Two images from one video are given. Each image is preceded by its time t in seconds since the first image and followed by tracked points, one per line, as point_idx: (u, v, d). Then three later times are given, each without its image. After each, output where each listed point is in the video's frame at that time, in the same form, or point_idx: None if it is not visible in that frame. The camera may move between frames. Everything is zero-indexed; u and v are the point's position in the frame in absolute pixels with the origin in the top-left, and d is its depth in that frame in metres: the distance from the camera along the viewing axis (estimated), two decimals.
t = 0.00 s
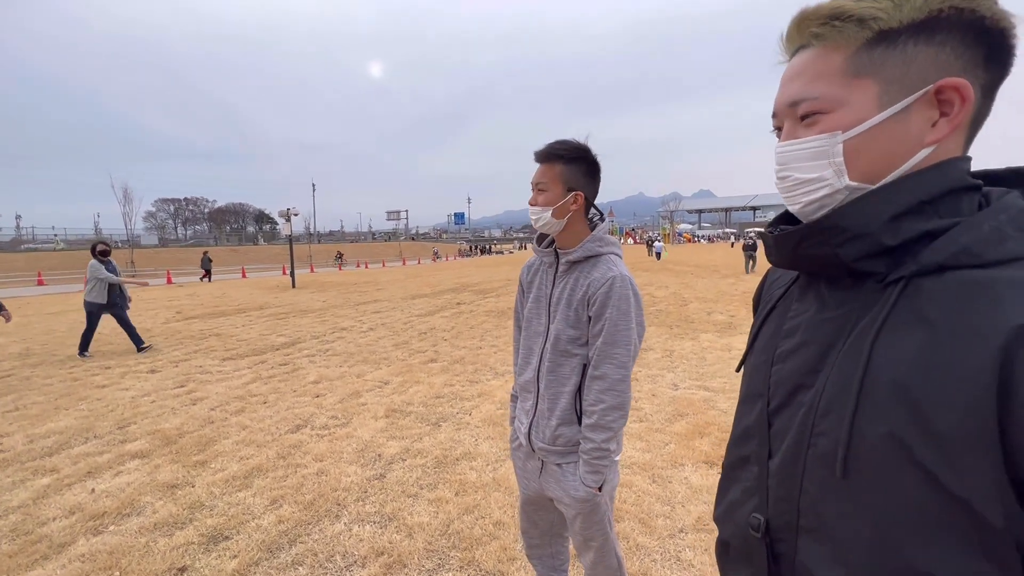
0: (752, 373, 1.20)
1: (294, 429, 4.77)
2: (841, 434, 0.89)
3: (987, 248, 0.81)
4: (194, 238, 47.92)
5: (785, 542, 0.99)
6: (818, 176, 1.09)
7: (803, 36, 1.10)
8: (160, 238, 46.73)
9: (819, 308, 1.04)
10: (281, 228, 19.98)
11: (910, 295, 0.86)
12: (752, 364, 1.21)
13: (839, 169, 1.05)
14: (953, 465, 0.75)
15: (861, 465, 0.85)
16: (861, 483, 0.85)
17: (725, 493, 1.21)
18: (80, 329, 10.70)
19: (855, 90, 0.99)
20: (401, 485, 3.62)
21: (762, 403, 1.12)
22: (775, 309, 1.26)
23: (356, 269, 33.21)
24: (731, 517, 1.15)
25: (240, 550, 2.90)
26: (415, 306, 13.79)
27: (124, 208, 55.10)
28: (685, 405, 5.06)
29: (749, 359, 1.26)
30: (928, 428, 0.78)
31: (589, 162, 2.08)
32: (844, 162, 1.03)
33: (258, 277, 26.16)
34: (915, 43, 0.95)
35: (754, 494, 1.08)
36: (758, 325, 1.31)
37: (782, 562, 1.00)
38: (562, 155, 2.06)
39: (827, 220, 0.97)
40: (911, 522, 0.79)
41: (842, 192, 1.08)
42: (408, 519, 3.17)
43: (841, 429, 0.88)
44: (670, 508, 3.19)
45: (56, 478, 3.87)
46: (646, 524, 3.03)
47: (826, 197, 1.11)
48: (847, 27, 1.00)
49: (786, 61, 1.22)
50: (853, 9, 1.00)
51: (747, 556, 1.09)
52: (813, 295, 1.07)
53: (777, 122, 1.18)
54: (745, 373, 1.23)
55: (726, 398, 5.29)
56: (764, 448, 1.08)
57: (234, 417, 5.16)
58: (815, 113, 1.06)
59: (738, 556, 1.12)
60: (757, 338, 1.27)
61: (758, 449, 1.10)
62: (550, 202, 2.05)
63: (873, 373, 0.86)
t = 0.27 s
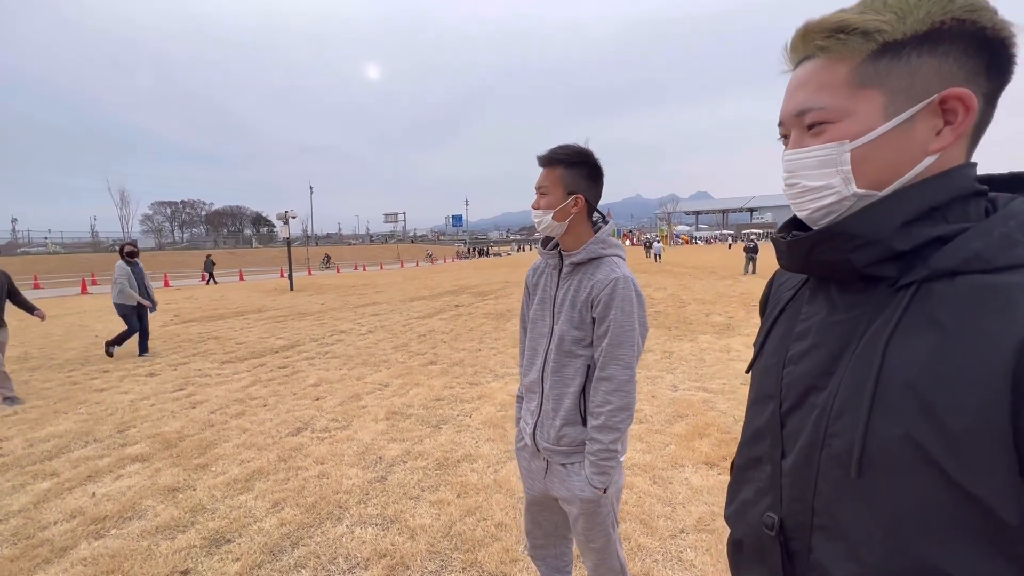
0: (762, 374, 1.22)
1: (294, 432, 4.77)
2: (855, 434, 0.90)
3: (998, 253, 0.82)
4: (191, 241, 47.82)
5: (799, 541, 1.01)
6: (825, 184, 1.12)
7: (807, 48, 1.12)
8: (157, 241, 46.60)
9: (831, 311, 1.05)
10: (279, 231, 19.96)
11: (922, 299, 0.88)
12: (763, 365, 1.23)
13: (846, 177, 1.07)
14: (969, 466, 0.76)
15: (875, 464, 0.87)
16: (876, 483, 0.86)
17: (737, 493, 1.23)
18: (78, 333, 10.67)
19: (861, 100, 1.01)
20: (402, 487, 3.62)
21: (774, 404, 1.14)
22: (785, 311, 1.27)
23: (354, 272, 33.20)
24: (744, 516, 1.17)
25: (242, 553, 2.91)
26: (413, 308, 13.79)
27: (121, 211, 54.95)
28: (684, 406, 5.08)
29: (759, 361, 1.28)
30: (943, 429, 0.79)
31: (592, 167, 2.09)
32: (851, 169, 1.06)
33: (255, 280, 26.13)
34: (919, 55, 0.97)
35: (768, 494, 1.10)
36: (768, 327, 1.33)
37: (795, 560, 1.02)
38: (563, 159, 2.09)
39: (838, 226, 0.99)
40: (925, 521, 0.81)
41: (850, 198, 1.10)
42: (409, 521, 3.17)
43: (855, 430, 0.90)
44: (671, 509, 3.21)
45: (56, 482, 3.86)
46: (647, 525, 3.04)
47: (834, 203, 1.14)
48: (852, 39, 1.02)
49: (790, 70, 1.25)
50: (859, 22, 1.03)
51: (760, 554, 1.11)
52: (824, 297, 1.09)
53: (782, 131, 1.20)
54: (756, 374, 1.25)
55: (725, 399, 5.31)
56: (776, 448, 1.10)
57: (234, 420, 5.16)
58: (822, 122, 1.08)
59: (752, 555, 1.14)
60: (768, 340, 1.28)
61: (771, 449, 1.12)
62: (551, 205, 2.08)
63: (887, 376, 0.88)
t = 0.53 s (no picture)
0: (771, 377, 1.22)
1: (295, 435, 4.76)
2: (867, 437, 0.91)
3: (1007, 260, 0.84)
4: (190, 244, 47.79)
5: (811, 541, 1.02)
6: (837, 191, 1.13)
7: (821, 54, 1.13)
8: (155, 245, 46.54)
9: (840, 315, 1.06)
10: (279, 234, 19.96)
11: (932, 303, 0.89)
12: (771, 368, 1.24)
13: (859, 184, 1.09)
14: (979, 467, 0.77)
15: (887, 466, 0.88)
16: (888, 484, 0.87)
17: (747, 494, 1.23)
18: (77, 336, 10.65)
19: (875, 107, 1.03)
20: (404, 490, 3.62)
21: (783, 407, 1.15)
22: (793, 315, 1.28)
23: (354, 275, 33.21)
24: (754, 517, 1.18)
25: (244, 556, 2.90)
26: (413, 311, 13.79)
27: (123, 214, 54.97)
28: (685, 409, 5.09)
29: (767, 364, 1.29)
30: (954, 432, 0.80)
31: (592, 172, 2.09)
32: (864, 177, 1.07)
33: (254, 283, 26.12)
34: (932, 64, 0.98)
35: (778, 496, 1.11)
36: (776, 330, 1.34)
37: (808, 560, 1.03)
38: (562, 164, 2.11)
39: (850, 232, 1.00)
40: (936, 522, 0.82)
41: (862, 205, 1.12)
42: (411, 525, 3.17)
43: (867, 432, 0.91)
44: (673, 512, 3.21)
45: (56, 486, 3.85)
46: (649, 528, 3.05)
47: (845, 210, 1.15)
48: (866, 47, 1.03)
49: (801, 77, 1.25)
50: (872, 30, 1.04)
51: (771, 555, 1.11)
52: (833, 302, 1.10)
53: (794, 136, 1.21)
54: (764, 377, 1.26)
55: (725, 402, 5.32)
56: (787, 451, 1.10)
57: (234, 423, 5.15)
58: (835, 130, 1.09)
59: (763, 555, 1.14)
60: (776, 343, 1.29)
61: (781, 451, 1.12)
62: (550, 211, 2.11)
63: (897, 379, 0.89)
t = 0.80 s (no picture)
0: (782, 380, 1.23)
1: (296, 439, 4.76)
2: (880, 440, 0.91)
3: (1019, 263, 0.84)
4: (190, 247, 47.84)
5: (823, 544, 1.02)
6: (851, 192, 1.14)
7: (840, 55, 1.13)
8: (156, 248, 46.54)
9: (852, 319, 1.07)
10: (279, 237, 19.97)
11: (945, 307, 0.89)
12: (782, 372, 1.24)
13: (873, 185, 1.10)
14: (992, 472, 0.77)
15: (899, 469, 0.88)
16: (900, 487, 0.87)
17: (756, 497, 1.23)
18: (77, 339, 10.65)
19: (892, 109, 1.03)
20: (405, 494, 3.62)
21: (795, 410, 1.15)
22: (803, 319, 1.28)
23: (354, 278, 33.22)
24: (765, 520, 1.18)
25: (245, 561, 2.90)
26: (413, 314, 13.79)
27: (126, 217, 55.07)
28: (686, 413, 5.08)
29: (777, 368, 1.29)
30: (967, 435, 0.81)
31: (595, 176, 2.09)
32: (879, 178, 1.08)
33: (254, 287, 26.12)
34: (952, 67, 0.99)
35: (789, 498, 1.11)
36: (786, 334, 1.34)
37: (819, 563, 1.02)
38: (563, 168, 2.12)
39: (862, 237, 1.01)
40: (949, 526, 0.82)
41: (875, 207, 1.12)
42: (413, 529, 3.16)
43: (879, 435, 0.91)
44: (675, 516, 3.20)
45: (57, 490, 3.84)
46: (652, 532, 3.04)
47: (858, 211, 1.16)
48: (887, 48, 1.04)
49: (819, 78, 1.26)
50: (892, 33, 1.04)
51: (782, 558, 1.11)
52: (845, 306, 1.11)
53: (809, 136, 1.22)
54: (775, 381, 1.26)
55: (727, 406, 5.31)
56: (798, 454, 1.10)
57: (235, 427, 5.14)
58: (851, 130, 1.10)
59: (773, 558, 1.14)
60: (786, 347, 1.29)
61: (792, 455, 1.12)
62: (552, 214, 2.13)
63: (910, 382, 0.89)
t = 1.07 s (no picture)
0: (787, 386, 1.22)
1: (298, 443, 4.76)
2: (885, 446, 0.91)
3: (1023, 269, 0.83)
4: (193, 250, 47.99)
5: (830, 550, 1.01)
6: (840, 195, 1.16)
7: (853, 56, 1.13)
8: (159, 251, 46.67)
9: (857, 325, 1.06)
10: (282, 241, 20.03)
11: (950, 313, 0.89)
12: (788, 378, 1.23)
13: (861, 191, 1.12)
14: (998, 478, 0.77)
15: (905, 475, 0.87)
16: (908, 494, 0.87)
17: (762, 502, 1.23)
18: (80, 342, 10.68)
19: (890, 116, 1.04)
20: (407, 498, 3.61)
21: (801, 416, 1.14)
22: (809, 325, 1.28)
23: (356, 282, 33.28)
24: (772, 526, 1.17)
25: (247, 565, 2.89)
26: (415, 318, 13.80)
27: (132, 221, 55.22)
28: (689, 417, 5.06)
29: (783, 373, 1.28)
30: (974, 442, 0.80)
31: (598, 182, 2.09)
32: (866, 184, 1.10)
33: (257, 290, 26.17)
34: (958, 78, 0.97)
35: (796, 504, 1.10)
36: (791, 340, 1.34)
37: (827, 570, 1.02)
38: (567, 174, 2.12)
39: (865, 243, 1.01)
40: (956, 533, 0.81)
41: (863, 212, 1.15)
42: (415, 533, 3.16)
43: (884, 442, 0.91)
44: (679, 521, 3.19)
45: (60, 493, 3.85)
46: (655, 538, 3.02)
47: (846, 215, 1.18)
48: (895, 54, 1.03)
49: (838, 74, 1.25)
50: (905, 39, 1.03)
51: (789, 564, 1.10)
52: (850, 312, 1.10)
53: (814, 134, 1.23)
54: (780, 387, 1.25)
55: (730, 410, 5.29)
56: (804, 461, 1.10)
57: (237, 430, 5.15)
58: (848, 134, 1.11)
59: (781, 565, 1.13)
60: (793, 353, 1.29)
61: (798, 461, 1.12)
62: (555, 220, 2.14)
63: (915, 389, 0.88)
